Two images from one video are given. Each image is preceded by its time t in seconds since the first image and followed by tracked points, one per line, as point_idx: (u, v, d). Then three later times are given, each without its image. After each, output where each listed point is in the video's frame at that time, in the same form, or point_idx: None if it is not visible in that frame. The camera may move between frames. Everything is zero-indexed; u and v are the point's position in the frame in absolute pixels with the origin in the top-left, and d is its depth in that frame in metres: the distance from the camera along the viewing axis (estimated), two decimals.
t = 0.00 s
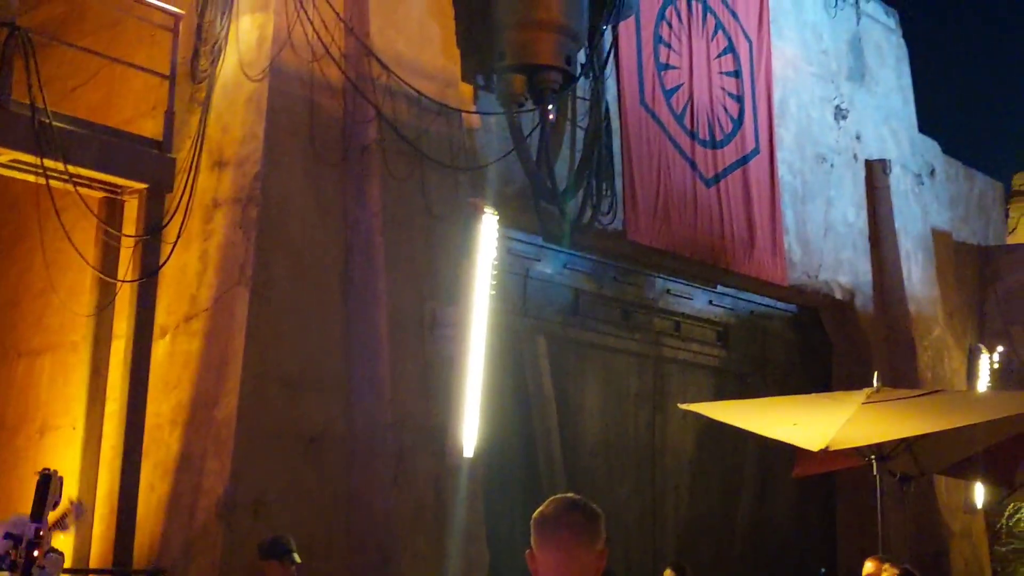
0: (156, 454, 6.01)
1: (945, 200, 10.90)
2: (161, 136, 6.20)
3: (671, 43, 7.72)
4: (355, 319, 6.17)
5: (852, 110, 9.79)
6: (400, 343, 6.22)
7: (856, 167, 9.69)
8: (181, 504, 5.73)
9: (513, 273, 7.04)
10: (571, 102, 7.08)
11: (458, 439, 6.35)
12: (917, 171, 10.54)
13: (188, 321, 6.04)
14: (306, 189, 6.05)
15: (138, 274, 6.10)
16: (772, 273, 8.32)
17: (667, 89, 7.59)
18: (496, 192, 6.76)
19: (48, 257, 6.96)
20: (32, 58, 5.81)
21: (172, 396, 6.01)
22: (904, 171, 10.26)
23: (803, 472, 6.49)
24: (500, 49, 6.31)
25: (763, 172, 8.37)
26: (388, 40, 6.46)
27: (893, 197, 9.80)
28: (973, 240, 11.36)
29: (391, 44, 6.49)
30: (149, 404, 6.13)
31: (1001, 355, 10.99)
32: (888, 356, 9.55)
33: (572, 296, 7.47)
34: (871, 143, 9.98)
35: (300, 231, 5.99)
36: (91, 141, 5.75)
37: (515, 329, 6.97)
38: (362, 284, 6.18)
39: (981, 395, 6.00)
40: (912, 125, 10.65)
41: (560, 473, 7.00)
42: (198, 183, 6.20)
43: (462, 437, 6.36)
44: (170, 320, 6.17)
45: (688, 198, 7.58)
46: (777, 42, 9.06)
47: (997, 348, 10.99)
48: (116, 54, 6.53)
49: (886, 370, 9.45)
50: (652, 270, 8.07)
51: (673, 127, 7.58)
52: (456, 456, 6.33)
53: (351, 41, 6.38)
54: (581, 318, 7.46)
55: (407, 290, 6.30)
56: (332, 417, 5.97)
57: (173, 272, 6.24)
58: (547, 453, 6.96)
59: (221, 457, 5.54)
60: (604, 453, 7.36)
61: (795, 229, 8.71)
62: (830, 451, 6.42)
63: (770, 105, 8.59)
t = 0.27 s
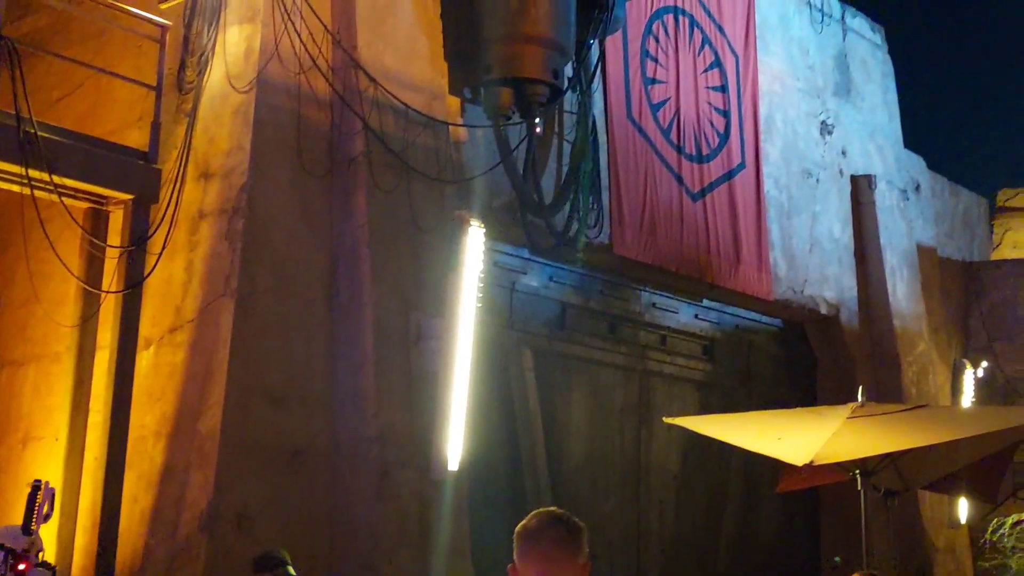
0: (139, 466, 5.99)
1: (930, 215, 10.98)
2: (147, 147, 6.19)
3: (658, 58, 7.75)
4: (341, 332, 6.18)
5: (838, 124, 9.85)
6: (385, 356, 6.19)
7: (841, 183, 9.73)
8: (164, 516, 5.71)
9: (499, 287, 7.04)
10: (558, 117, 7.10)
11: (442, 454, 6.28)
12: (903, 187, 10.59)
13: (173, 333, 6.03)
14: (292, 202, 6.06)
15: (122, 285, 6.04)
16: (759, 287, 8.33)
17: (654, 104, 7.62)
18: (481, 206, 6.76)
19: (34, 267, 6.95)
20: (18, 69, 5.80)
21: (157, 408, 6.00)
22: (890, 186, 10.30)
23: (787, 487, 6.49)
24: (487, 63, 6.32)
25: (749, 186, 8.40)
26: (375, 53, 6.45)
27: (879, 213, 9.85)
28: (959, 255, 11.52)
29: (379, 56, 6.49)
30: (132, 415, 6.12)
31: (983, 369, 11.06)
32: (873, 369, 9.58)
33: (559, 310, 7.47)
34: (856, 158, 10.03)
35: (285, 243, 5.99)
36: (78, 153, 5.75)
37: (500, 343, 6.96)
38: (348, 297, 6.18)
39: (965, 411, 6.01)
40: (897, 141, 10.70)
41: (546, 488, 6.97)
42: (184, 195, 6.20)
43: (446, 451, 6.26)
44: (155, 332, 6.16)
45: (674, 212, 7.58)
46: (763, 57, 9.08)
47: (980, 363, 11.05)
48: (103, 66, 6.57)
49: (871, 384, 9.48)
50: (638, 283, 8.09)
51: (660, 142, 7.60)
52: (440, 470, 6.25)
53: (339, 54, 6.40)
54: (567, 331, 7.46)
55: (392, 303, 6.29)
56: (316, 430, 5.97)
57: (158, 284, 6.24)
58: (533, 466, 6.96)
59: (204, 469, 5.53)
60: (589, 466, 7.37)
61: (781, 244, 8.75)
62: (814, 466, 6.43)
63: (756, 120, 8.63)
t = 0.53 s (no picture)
0: (117, 475, 5.94)
1: (910, 226, 11.12)
2: (128, 153, 6.15)
3: (641, 67, 7.78)
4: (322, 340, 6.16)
5: (820, 135, 9.91)
6: (367, 364, 6.17)
7: (822, 193, 9.78)
8: (142, 525, 5.66)
9: (481, 295, 7.06)
10: (540, 126, 7.12)
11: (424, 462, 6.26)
12: (883, 197, 10.68)
13: (152, 340, 6.00)
14: (274, 209, 6.04)
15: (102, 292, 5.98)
16: (740, 297, 8.38)
17: (636, 113, 7.65)
18: (463, 214, 6.78)
19: (14, 273, 6.90)
20: None
21: (136, 415, 5.95)
22: (871, 197, 10.34)
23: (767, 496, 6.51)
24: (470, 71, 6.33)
25: (731, 196, 8.45)
26: (358, 61, 6.44)
27: (860, 223, 9.91)
28: (938, 266, 11.90)
29: (362, 63, 6.49)
30: (110, 423, 6.06)
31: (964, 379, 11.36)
32: (855, 378, 9.64)
33: (540, 318, 7.49)
34: (837, 168, 10.10)
35: (267, 251, 5.97)
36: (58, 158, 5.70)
37: (481, 352, 6.98)
38: (329, 305, 6.17)
39: (943, 420, 6.04)
40: (878, 152, 10.78)
41: (527, 496, 6.98)
42: (164, 201, 6.17)
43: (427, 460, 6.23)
44: (134, 339, 6.12)
45: (656, 222, 7.61)
46: (746, 67, 9.09)
47: (960, 373, 11.37)
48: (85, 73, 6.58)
49: (851, 394, 9.51)
50: (620, 292, 8.13)
51: (642, 151, 7.63)
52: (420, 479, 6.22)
53: (322, 61, 6.40)
54: (548, 339, 7.47)
55: (374, 311, 6.27)
56: (296, 438, 5.95)
57: (138, 291, 6.20)
58: (515, 473, 6.95)
59: (183, 478, 5.49)
60: (570, 474, 7.38)
61: (763, 253, 8.79)
62: (792, 475, 6.45)
63: (739, 130, 8.68)
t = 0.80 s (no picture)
0: (107, 485, 5.94)
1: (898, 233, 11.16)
2: (116, 164, 6.14)
3: (629, 76, 7.80)
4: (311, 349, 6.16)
5: (808, 142, 9.94)
6: (356, 374, 6.17)
7: (810, 201, 9.80)
8: (130, 536, 5.64)
9: (469, 304, 7.06)
10: (528, 135, 7.14)
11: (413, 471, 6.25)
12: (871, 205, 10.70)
13: (141, 350, 6.01)
14: (262, 219, 6.04)
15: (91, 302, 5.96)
16: (729, 305, 8.40)
17: (624, 122, 7.67)
18: (450, 223, 6.78)
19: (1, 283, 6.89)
20: None
21: (125, 426, 5.95)
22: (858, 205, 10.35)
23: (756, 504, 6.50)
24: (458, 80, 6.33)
25: (719, 204, 8.47)
26: (346, 70, 6.45)
27: (849, 230, 9.93)
28: (926, 272, 11.85)
29: (350, 72, 6.50)
30: (99, 433, 6.06)
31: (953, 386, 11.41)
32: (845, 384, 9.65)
33: (529, 326, 7.50)
34: (825, 176, 10.12)
35: (255, 260, 5.97)
36: (46, 168, 5.68)
37: (469, 361, 6.99)
38: (317, 314, 6.16)
39: (932, 427, 6.02)
40: (866, 159, 10.81)
41: (517, 505, 6.98)
42: (153, 211, 6.19)
43: (416, 471, 6.26)
44: (123, 349, 6.12)
45: (644, 230, 7.63)
46: (733, 75, 9.11)
47: (949, 380, 11.42)
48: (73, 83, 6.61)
49: (841, 401, 9.52)
50: (609, 300, 8.14)
51: (630, 159, 7.65)
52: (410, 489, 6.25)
53: (310, 70, 6.40)
54: (537, 348, 7.48)
55: (362, 320, 6.27)
56: (285, 448, 5.94)
57: (127, 301, 6.21)
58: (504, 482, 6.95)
59: (172, 488, 5.47)
60: (560, 483, 7.38)
61: (752, 261, 8.81)
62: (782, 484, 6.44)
63: (727, 137, 8.70)
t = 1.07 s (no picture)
0: (94, 499, 5.91)
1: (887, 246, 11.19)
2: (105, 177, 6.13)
3: (619, 89, 7.81)
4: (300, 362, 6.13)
5: (798, 155, 9.97)
6: (345, 387, 6.15)
7: (800, 214, 9.83)
8: (117, 551, 5.60)
9: (459, 317, 7.06)
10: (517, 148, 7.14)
11: (403, 485, 6.23)
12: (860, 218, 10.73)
13: (129, 364, 5.99)
14: (251, 232, 6.02)
15: (79, 315, 5.92)
16: (719, 317, 8.40)
17: (614, 135, 7.69)
18: (440, 236, 6.77)
19: None
20: None
21: (113, 440, 5.92)
22: (847, 218, 10.39)
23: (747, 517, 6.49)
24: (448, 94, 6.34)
25: (709, 217, 8.48)
26: (337, 83, 6.46)
27: (838, 243, 9.97)
28: (915, 285, 12.09)
29: (341, 85, 6.50)
30: (87, 447, 6.04)
31: (942, 400, 11.40)
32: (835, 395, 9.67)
33: (519, 339, 7.49)
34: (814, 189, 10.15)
35: (245, 273, 5.95)
36: (35, 181, 5.65)
37: (459, 374, 6.97)
38: (307, 328, 6.15)
39: (922, 439, 6.01)
40: (855, 172, 10.85)
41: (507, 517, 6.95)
42: (142, 225, 6.18)
43: (406, 480, 6.19)
44: (111, 363, 6.10)
45: (634, 244, 7.63)
46: (723, 89, 9.15)
47: (938, 393, 11.42)
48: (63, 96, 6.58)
49: (831, 413, 9.53)
50: (599, 313, 8.14)
51: (620, 172, 7.66)
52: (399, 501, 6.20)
53: (300, 83, 6.40)
54: (526, 361, 7.48)
55: (352, 333, 6.25)
56: (274, 462, 5.91)
57: (115, 315, 6.19)
58: (494, 495, 6.93)
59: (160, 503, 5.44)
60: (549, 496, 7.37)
61: (741, 274, 8.82)
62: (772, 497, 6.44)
63: (717, 150, 8.72)
